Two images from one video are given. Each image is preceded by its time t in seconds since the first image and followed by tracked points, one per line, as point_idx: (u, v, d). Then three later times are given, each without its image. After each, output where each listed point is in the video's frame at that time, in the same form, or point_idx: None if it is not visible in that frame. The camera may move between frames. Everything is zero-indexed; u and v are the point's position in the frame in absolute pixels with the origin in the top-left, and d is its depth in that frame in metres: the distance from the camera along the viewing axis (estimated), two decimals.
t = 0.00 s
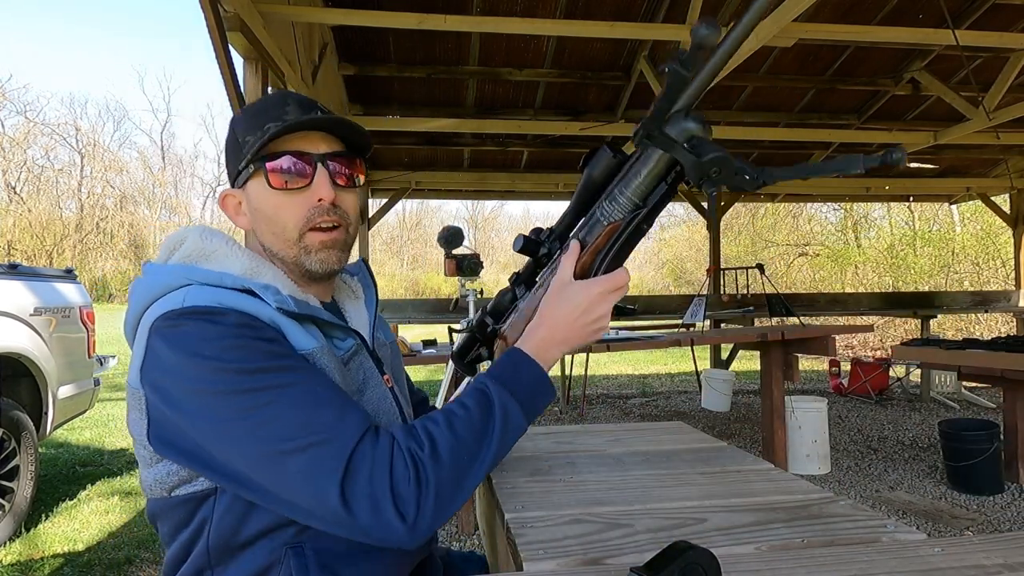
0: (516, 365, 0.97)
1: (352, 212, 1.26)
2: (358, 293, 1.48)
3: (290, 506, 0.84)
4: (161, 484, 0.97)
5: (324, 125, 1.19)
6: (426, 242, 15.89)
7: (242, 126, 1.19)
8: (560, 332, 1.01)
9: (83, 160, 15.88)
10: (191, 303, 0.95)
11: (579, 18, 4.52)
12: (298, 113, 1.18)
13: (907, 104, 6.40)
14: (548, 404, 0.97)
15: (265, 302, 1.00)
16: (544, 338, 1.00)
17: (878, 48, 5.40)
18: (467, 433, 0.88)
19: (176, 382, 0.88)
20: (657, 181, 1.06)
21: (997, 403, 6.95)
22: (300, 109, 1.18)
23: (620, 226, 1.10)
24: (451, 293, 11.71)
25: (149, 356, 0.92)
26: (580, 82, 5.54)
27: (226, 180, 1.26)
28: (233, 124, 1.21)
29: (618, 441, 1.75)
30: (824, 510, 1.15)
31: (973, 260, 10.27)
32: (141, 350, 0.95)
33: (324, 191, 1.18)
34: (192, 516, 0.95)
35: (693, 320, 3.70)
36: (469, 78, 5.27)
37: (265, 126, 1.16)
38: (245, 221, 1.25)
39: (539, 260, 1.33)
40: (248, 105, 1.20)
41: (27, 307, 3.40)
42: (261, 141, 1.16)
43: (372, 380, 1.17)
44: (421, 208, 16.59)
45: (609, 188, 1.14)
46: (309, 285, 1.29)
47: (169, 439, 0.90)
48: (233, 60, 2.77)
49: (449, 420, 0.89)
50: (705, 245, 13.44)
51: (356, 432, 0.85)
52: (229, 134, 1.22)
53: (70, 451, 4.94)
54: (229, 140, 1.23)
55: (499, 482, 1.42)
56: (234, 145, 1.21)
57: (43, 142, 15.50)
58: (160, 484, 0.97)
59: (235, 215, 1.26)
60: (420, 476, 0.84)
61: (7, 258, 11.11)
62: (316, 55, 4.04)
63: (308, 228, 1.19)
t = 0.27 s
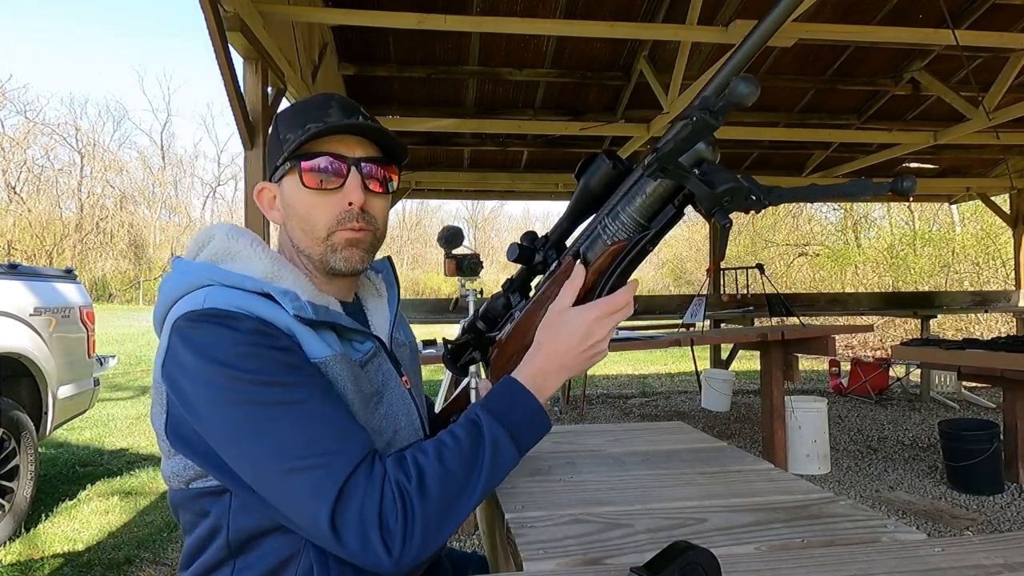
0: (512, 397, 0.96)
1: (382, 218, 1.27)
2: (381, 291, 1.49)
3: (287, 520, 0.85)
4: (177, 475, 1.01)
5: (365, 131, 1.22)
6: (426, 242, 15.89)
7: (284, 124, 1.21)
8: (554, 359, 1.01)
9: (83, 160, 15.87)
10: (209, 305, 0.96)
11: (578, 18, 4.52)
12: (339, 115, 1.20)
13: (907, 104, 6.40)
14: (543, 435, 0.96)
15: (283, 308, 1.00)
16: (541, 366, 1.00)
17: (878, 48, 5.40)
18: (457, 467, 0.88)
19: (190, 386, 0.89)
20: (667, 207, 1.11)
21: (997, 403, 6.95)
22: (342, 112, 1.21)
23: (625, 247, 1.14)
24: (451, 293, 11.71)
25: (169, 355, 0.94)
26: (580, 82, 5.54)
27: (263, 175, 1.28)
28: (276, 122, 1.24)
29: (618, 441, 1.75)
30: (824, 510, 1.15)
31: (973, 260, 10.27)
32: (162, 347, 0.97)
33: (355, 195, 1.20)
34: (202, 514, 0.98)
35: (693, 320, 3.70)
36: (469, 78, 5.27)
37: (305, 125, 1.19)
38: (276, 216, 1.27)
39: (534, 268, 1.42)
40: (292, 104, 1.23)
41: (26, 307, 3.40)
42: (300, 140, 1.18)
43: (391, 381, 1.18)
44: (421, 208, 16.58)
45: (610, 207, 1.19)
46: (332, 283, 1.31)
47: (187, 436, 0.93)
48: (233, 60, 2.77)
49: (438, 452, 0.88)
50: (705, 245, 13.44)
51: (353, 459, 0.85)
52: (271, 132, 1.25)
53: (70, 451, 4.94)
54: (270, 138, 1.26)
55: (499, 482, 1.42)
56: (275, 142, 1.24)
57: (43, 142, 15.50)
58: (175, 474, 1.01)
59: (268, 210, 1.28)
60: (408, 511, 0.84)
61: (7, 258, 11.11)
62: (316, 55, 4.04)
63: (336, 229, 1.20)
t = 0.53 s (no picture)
0: (457, 452, 0.97)
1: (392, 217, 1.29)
2: (382, 293, 1.49)
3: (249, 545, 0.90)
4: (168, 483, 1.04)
5: (372, 130, 1.21)
6: (426, 242, 15.89)
7: (287, 124, 1.19)
8: (499, 412, 1.02)
9: (83, 160, 15.87)
10: (201, 317, 1.00)
11: (579, 19, 4.52)
12: (344, 114, 1.20)
13: (907, 104, 6.40)
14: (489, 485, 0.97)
15: (273, 323, 1.04)
16: (484, 420, 1.02)
17: (878, 48, 5.40)
18: (404, 520, 0.90)
19: (174, 404, 0.94)
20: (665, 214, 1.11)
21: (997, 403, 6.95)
22: (347, 110, 1.20)
23: (622, 253, 1.15)
24: (451, 293, 11.71)
25: (160, 365, 0.99)
26: (580, 82, 5.54)
27: (260, 175, 1.25)
28: (275, 122, 1.21)
29: (618, 441, 1.75)
30: (825, 510, 1.15)
31: (973, 260, 10.28)
32: (155, 355, 1.02)
33: (370, 197, 1.22)
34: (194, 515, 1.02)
35: (693, 320, 3.70)
36: (469, 78, 5.27)
37: (313, 126, 1.18)
38: (280, 218, 1.25)
39: (529, 271, 1.42)
40: (290, 104, 1.21)
41: (26, 307, 3.40)
42: (309, 142, 1.17)
43: (389, 384, 1.22)
44: (421, 208, 16.59)
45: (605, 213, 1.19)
46: (336, 284, 1.32)
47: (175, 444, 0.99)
48: (233, 59, 2.77)
49: (388, 506, 0.90)
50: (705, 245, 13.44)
51: (309, 507, 0.87)
52: (269, 132, 1.22)
53: (70, 451, 4.94)
54: (266, 137, 1.23)
55: (499, 482, 1.43)
56: (274, 142, 1.21)
57: (43, 142, 15.50)
58: (167, 482, 1.04)
59: (268, 212, 1.26)
60: (353, 566, 0.86)
61: (7, 258, 11.10)
62: (316, 55, 4.03)
63: (352, 232, 1.22)
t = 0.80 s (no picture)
0: (437, 473, 1.00)
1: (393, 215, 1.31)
2: (374, 294, 1.48)
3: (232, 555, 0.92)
4: (161, 489, 1.06)
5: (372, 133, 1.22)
6: (426, 241, 15.90)
7: (283, 128, 1.16)
8: (479, 434, 1.06)
9: (83, 160, 15.87)
10: (188, 325, 1.00)
11: (578, 18, 4.51)
12: (343, 117, 1.21)
13: (907, 104, 6.40)
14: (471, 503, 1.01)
15: (262, 329, 1.04)
16: (462, 440, 1.04)
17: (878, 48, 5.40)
18: (383, 542, 0.92)
19: (161, 413, 0.95)
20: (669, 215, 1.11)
21: (997, 403, 6.95)
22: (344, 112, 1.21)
23: (627, 253, 1.15)
24: (451, 293, 11.71)
25: (149, 370, 1.00)
26: (580, 82, 5.54)
27: (252, 182, 1.20)
28: (266, 127, 1.17)
29: (618, 441, 1.75)
30: (825, 510, 1.15)
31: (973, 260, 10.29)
32: (145, 359, 1.03)
33: (380, 199, 1.23)
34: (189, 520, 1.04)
35: (693, 320, 3.70)
36: (469, 78, 5.27)
37: (315, 129, 1.16)
38: (279, 224, 1.23)
39: (532, 272, 1.41)
40: (281, 107, 1.17)
41: (26, 307, 3.40)
42: (316, 146, 1.16)
43: (382, 386, 1.22)
44: (421, 208, 16.59)
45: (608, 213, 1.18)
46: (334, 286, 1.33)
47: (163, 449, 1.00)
48: (233, 60, 2.77)
49: (367, 528, 0.92)
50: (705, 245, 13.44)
51: (289, 524, 0.89)
52: (260, 137, 1.17)
53: (70, 450, 4.94)
54: (255, 142, 1.18)
55: (499, 482, 1.43)
56: (268, 147, 1.17)
57: (43, 142, 15.51)
58: (160, 488, 1.06)
59: (265, 219, 1.23)
60: None
61: (7, 258, 11.10)
62: (316, 55, 4.03)
63: (363, 234, 1.22)
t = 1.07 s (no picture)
0: (456, 467, 1.03)
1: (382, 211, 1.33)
2: (369, 293, 1.49)
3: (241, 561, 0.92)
4: (162, 496, 1.06)
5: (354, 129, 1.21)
6: (426, 242, 15.89)
7: (266, 134, 1.15)
8: (494, 429, 1.09)
9: (83, 160, 15.86)
10: (184, 330, 0.99)
11: (578, 18, 4.51)
12: (324, 115, 1.19)
13: (907, 104, 6.40)
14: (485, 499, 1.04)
15: (260, 333, 1.04)
16: (479, 433, 1.08)
17: (878, 48, 5.40)
18: (401, 535, 0.94)
19: (160, 422, 0.95)
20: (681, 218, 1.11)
21: (997, 403, 6.95)
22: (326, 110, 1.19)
23: (637, 257, 1.15)
24: (451, 293, 11.72)
25: (144, 380, 1.00)
26: (580, 82, 5.54)
27: (239, 192, 1.20)
28: (248, 133, 1.16)
29: (618, 441, 1.75)
30: (825, 510, 1.15)
31: (973, 260, 10.30)
32: (139, 369, 1.02)
33: (371, 197, 1.24)
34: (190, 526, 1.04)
35: (693, 320, 3.70)
36: (469, 78, 5.27)
37: (299, 132, 1.15)
38: (270, 232, 1.23)
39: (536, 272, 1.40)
40: (261, 111, 1.16)
41: (27, 307, 3.40)
42: (302, 150, 1.15)
43: (381, 388, 1.22)
44: (421, 208, 16.59)
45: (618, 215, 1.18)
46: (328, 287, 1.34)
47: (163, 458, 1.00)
48: (232, 59, 2.77)
49: (384, 525, 0.94)
50: (705, 245, 13.44)
51: (300, 524, 0.90)
52: (243, 144, 1.16)
53: (70, 450, 4.94)
54: (239, 149, 1.17)
55: (499, 483, 1.43)
56: (252, 154, 1.16)
57: (43, 142, 15.52)
58: (162, 495, 1.06)
59: (255, 227, 1.23)
60: None
61: (6, 258, 11.10)
62: (316, 55, 4.04)
63: (357, 234, 1.24)
